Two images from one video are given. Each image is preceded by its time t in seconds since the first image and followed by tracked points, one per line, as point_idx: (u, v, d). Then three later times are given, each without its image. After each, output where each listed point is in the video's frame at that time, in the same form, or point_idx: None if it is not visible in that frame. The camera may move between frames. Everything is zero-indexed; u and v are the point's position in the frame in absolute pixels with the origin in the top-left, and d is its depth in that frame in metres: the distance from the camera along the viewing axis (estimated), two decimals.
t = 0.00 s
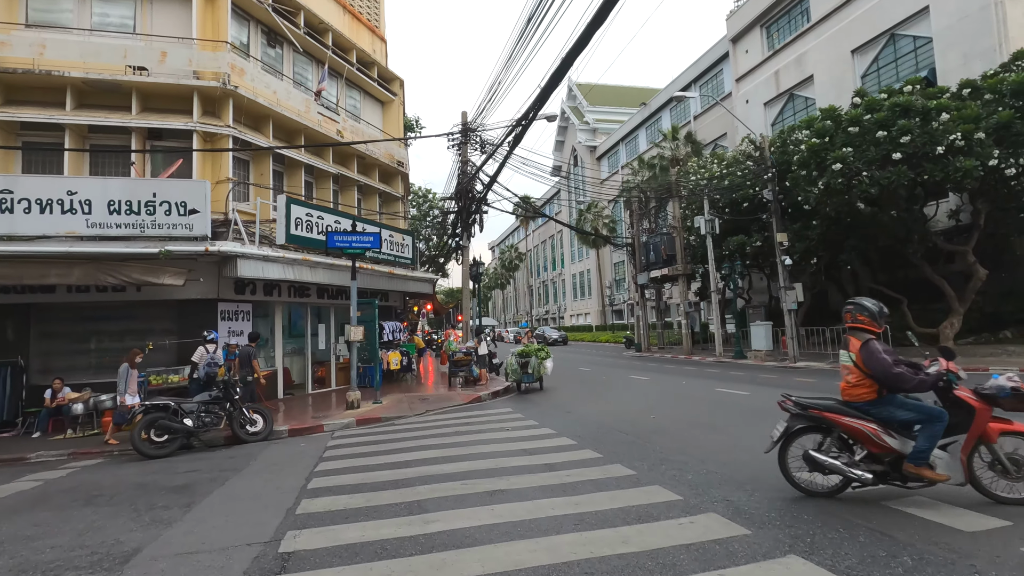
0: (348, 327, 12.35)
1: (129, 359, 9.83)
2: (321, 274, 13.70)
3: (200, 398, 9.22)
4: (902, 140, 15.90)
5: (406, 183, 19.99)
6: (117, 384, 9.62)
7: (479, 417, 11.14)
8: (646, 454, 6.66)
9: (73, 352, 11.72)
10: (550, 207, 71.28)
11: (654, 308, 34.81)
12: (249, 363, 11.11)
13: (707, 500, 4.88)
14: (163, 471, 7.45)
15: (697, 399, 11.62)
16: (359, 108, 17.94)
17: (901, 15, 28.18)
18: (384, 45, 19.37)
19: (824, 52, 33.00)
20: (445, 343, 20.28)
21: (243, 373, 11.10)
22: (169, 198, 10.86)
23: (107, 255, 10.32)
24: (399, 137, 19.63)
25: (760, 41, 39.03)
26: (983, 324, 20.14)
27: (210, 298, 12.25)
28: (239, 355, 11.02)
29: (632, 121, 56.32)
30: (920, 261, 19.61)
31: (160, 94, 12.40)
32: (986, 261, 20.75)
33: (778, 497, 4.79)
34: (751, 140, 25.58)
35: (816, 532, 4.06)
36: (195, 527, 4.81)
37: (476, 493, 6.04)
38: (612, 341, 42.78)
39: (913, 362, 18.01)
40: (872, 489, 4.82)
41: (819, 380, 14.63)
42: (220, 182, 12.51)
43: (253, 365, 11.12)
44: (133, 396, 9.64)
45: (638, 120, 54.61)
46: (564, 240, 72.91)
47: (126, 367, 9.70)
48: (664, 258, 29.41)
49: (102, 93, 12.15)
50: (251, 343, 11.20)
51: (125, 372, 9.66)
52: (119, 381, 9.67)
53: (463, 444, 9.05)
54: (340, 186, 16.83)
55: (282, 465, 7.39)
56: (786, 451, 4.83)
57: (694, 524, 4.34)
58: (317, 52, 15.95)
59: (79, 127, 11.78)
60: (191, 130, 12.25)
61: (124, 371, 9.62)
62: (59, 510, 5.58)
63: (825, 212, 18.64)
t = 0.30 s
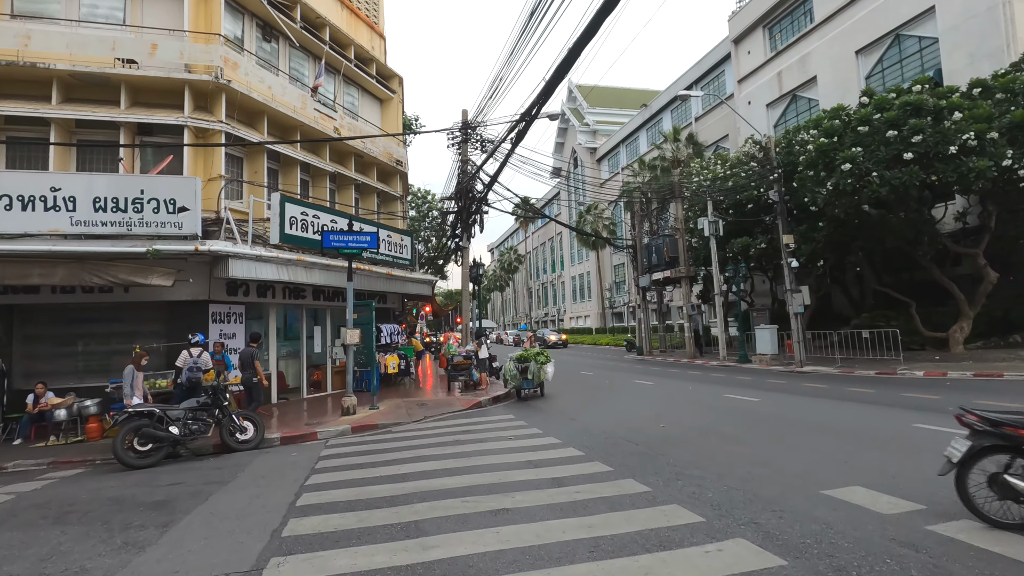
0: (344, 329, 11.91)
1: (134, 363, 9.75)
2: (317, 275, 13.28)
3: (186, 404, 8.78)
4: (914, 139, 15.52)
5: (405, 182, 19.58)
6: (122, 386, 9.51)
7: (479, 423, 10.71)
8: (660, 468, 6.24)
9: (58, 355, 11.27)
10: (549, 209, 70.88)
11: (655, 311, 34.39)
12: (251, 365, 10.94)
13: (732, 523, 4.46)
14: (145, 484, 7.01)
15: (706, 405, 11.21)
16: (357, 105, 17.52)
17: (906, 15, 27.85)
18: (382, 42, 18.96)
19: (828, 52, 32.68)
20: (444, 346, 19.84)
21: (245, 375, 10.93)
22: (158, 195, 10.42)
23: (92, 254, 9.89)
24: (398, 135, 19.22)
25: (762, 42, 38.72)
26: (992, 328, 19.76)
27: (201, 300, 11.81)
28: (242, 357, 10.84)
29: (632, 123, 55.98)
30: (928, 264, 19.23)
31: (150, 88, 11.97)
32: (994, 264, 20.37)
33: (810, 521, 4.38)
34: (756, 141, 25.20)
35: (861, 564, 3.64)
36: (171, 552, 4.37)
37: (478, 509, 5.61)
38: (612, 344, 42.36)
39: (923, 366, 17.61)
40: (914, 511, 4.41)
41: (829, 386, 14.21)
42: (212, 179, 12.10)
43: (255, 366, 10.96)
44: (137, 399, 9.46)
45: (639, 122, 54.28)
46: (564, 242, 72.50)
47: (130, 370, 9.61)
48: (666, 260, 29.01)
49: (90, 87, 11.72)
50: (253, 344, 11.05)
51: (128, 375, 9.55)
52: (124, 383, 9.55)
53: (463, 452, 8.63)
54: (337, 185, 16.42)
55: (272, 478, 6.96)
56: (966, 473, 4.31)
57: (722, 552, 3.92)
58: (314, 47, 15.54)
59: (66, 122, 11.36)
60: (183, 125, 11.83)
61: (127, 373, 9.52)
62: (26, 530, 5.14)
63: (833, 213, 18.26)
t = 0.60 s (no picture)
0: (342, 330, 11.50)
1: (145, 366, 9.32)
2: (315, 274, 12.88)
3: (176, 408, 8.34)
4: (927, 135, 15.13)
5: (405, 180, 19.17)
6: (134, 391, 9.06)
7: (483, 427, 10.28)
8: (679, 477, 5.83)
9: (45, 357, 10.86)
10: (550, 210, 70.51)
11: (658, 312, 33.98)
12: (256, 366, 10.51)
13: (767, 542, 4.04)
14: (129, 493, 6.59)
15: (717, 409, 10.81)
16: (356, 102, 17.12)
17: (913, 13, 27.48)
18: (382, 37, 18.58)
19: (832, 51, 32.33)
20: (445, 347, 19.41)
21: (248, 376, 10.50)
22: (148, 190, 9.98)
23: (79, 251, 9.47)
24: (398, 133, 18.83)
25: (766, 42, 38.38)
26: (1004, 330, 19.35)
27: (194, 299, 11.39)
28: (246, 357, 10.40)
29: (634, 124, 55.64)
30: (939, 264, 18.83)
31: (142, 80, 11.57)
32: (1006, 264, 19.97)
33: (856, 540, 3.95)
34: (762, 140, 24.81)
35: None
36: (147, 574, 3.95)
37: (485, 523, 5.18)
38: (614, 346, 41.95)
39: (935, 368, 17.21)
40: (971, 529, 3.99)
41: (842, 389, 13.81)
42: (206, 175, 11.70)
43: (260, 367, 10.53)
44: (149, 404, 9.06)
45: (640, 123, 53.96)
46: (565, 243, 72.10)
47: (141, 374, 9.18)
48: (670, 261, 28.60)
49: (80, 79, 11.33)
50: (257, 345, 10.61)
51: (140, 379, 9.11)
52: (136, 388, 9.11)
53: (467, 458, 8.21)
54: (336, 183, 16.02)
55: (264, 488, 6.54)
56: None
57: None
58: (312, 42, 15.15)
59: (54, 115, 10.96)
60: (176, 119, 11.43)
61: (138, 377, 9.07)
62: None
63: (843, 212, 17.87)
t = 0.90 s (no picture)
0: (342, 330, 11.10)
1: (157, 362, 8.91)
2: (314, 272, 12.48)
3: (166, 411, 7.95)
4: (946, 130, 14.70)
5: (407, 177, 18.76)
6: (150, 389, 8.67)
7: (487, 431, 9.88)
8: (702, 490, 5.42)
9: (34, 357, 10.48)
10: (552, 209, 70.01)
11: (663, 312, 33.54)
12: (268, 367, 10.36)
13: (811, 568, 3.64)
14: (115, 503, 6.20)
15: (732, 412, 10.39)
16: (358, 96, 16.71)
17: (924, 8, 26.96)
18: (384, 30, 18.16)
19: (841, 48, 31.84)
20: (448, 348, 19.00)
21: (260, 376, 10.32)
22: (140, 183, 9.59)
23: (68, 247, 9.08)
24: (400, 128, 18.44)
25: (772, 39, 37.89)
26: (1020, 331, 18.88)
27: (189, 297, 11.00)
28: (259, 357, 10.26)
29: (638, 122, 55.15)
30: (954, 263, 18.37)
31: (136, 71, 11.18)
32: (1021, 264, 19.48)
33: (913, 568, 3.55)
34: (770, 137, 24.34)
35: None
36: None
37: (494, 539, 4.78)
38: (618, 346, 41.53)
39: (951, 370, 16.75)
40: None
41: (857, 392, 13.38)
42: (201, 169, 11.31)
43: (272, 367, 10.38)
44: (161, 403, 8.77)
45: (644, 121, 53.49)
46: (567, 243, 71.61)
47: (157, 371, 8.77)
48: (676, 260, 28.14)
49: (71, 69, 10.95)
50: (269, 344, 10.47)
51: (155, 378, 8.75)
52: (150, 386, 8.73)
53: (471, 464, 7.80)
54: (336, 179, 15.61)
55: (257, 498, 6.13)
56: None
57: None
58: (312, 33, 14.74)
59: (45, 105, 10.59)
60: (170, 110, 11.04)
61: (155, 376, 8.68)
62: None
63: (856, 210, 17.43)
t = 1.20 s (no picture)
0: (340, 335, 10.70)
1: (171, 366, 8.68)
2: (311, 276, 12.08)
3: (152, 421, 7.54)
4: (960, 129, 14.36)
5: (407, 179, 18.39)
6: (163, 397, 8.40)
7: (490, 440, 9.45)
8: (729, 510, 4.98)
9: (18, 364, 10.06)
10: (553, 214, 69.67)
11: (666, 317, 33.17)
12: (274, 373, 9.95)
13: None
14: (92, 522, 5.77)
15: (745, 420, 9.97)
16: (356, 96, 16.36)
17: (928, 9, 26.66)
18: (383, 30, 17.84)
19: (844, 50, 31.54)
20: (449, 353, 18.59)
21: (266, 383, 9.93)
22: (129, 182, 9.18)
23: (53, 249, 8.68)
24: (400, 130, 18.09)
25: (774, 41, 37.65)
26: None
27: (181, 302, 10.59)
28: (264, 362, 9.86)
29: (638, 126, 54.91)
30: (966, 265, 17.96)
31: (126, 68, 10.83)
32: None
33: None
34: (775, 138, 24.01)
35: None
36: None
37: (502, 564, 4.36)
38: (620, 351, 41.12)
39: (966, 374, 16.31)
40: None
41: (872, 398, 12.96)
42: (193, 169, 10.93)
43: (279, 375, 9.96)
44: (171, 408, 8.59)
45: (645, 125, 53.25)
46: (568, 248, 71.25)
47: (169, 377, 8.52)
48: (680, 264, 27.73)
49: (60, 66, 10.61)
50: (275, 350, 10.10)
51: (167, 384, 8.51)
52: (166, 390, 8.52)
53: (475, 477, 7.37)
54: (334, 180, 15.24)
55: (246, 516, 5.71)
56: None
57: None
58: (309, 32, 14.40)
59: (32, 103, 10.26)
60: (162, 108, 10.67)
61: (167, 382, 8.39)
62: None
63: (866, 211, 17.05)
